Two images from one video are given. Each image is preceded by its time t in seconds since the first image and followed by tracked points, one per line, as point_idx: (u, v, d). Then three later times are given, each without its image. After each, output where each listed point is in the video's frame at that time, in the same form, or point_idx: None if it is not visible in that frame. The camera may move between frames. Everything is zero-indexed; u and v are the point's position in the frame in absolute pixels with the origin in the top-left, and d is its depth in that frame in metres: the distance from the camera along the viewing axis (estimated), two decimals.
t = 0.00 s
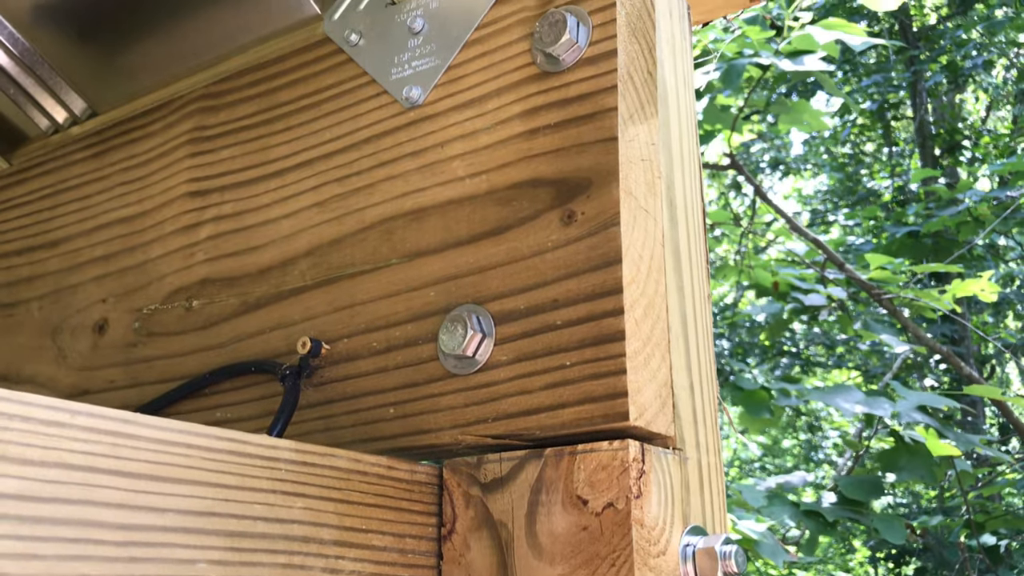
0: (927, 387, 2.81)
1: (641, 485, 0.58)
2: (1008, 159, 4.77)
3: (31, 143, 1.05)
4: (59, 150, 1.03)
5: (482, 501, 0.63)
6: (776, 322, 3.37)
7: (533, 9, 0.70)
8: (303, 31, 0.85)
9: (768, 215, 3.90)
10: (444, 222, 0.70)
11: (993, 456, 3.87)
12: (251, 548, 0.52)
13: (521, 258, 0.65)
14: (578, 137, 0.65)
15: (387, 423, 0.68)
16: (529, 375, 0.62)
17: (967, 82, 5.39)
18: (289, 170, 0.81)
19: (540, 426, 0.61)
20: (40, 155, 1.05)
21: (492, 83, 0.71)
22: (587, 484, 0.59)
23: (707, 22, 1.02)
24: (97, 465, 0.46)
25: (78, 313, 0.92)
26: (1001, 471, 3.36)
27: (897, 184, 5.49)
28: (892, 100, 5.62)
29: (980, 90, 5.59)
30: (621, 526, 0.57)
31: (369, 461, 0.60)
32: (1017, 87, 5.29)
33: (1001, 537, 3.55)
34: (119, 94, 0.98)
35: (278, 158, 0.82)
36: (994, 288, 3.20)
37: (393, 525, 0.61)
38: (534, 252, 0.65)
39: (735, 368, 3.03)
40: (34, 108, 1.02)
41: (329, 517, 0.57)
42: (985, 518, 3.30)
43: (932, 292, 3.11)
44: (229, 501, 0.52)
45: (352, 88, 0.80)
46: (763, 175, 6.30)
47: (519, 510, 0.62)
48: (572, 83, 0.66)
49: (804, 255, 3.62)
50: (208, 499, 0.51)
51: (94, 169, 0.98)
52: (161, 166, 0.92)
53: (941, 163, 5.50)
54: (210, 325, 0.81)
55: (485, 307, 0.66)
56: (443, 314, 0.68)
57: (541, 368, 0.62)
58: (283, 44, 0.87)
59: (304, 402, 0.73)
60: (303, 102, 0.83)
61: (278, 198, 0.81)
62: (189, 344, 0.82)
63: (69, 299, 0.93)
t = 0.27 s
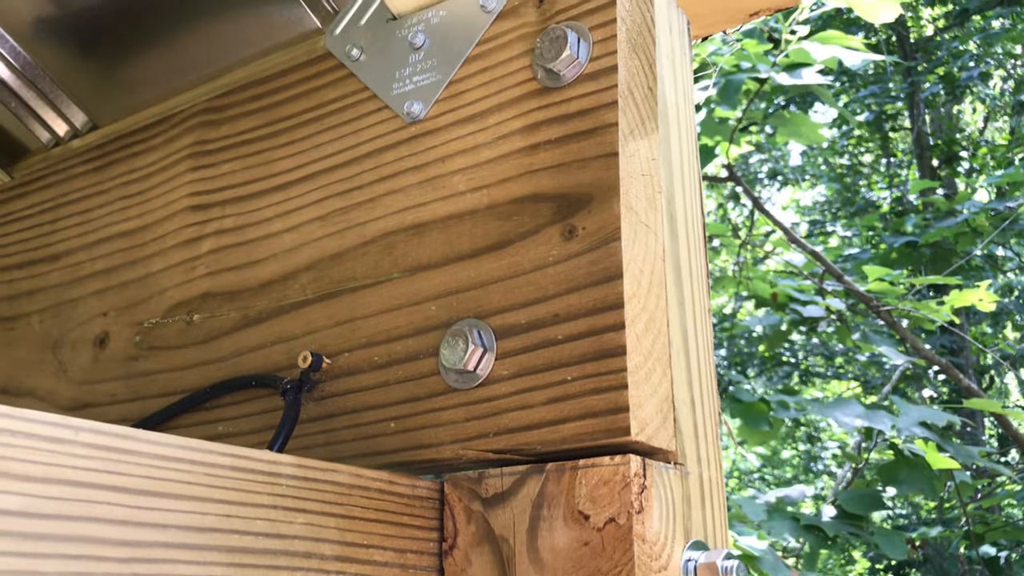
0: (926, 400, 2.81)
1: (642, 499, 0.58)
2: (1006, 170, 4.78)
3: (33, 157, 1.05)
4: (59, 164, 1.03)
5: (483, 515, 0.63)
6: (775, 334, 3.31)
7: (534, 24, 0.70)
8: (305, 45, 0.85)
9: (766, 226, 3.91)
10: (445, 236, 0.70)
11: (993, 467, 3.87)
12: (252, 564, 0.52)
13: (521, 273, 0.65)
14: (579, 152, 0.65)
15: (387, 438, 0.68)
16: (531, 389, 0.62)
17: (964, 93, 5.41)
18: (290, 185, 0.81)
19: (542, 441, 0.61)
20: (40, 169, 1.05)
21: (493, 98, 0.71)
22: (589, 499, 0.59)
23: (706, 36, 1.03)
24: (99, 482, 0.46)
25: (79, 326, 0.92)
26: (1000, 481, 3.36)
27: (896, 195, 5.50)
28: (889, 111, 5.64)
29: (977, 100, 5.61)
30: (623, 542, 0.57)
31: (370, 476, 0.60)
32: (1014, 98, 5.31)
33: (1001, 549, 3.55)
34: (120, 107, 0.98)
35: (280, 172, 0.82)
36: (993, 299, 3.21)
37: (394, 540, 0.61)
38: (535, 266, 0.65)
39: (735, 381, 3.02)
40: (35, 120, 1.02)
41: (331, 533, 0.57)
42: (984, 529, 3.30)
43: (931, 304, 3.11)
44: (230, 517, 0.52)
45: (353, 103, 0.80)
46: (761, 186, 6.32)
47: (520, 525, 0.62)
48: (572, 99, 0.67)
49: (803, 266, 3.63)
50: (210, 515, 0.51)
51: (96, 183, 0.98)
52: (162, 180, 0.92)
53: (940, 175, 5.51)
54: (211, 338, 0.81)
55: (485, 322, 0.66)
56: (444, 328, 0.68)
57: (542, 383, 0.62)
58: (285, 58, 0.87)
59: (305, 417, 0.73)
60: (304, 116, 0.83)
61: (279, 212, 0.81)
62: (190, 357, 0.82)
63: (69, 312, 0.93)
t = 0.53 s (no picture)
0: (924, 412, 2.80)
1: (642, 513, 0.58)
2: (1004, 181, 4.79)
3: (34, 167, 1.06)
4: (60, 176, 1.03)
5: (483, 529, 0.63)
6: (773, 346, 3.28)
7: (534, 40, 0.71)
8: (306, 58, 0.86)
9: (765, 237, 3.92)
10: (445, 250, 0.71)
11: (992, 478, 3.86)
12: None
13: (521, 287, 0.66)
14: (579, 166, 0.66)
15: (388, 451, 0.68)
16: (531, 403, 0.63)
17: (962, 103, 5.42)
18: (290, 198, 0.82)
19: (542, 454, 0.61)
20: (41, 181, 1.05)
21: (493, 113, 0.71)
22: (589, 513, 0.59)
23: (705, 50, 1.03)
24: (101, 498, 0.46)
25: (80, 338, 0.92)
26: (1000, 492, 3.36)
27: (894, 206, 5.51)
28: (887, 121, 5.66)
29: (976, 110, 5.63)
30: (623, 556, 0.57)
31: (371, 490, 0.60)
32: (1011, 109, 5.33)
33: (1001, 559, 3.54)
34: (121, 119, 0.98)
35: (280, 185, 0.83)
36: (991, 310, 3.21)
37: (394, 554, 0.61)
38: (535, 280, 0.65)
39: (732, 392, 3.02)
40: (35, 130, 1.02)
41: (332, 546, 0.57)
42: (984, 539, 3.29)
43: (929, 315, 3.11)
44: (232, 532, 0.52)
45: (355, 116, 0.80)
46: (760, 195, 6.34)
47: (520, 539, 0.62)
48: (573, 113, 0.67)
49: (801, 277, 3.64)
50: (212, 530, 0.51)
51: (97, 196, 0.98)
52: (163, 193, 0.92)
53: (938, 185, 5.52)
54: (211, 351, 0.81)
55: (486, 335, 0.66)
56: (445, 342, 0.68)
57: (542, 396, 0.62)
58: (285, 72, 0.87)
59: (306, 430, 0.73)
60: (305, 130, 0.84)
61: (280, 225, 0.81)
62: (191, 370, 0.82)
63: (70, 324, 0.93)
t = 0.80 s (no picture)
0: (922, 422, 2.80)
1: (643, 526, 0.58)
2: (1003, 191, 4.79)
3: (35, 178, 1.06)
4: (61, 188, 1.04)
5: (484, 542, 0.63)
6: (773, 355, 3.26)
7: (535, 54, 0.71)
8: (308, 71, 0.86)
9: (764, 247, 3.93)
10: (446, 263, 0.71)
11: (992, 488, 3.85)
12: None
13: (522, 300, 0.66)
14: (579, 180, 0.66)
15: (389, 463, 0.68)
16: (532, 416, 0.63)
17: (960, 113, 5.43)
18: (292, 211, 0.82)
19: (543, 468, 0.61)
20: (42, 194, 1.06)
21: (494, 126, 0.72)
22: (590, 526, 0.59)
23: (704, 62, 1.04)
24: (105, 511, 0.46)
25: (81, 350, 0.92)
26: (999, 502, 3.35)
27: (892, 215, 5.52)
28: (886, 131, 5.67)
29: (974, 120, 5.64)
30: (624, 569, 0.57)
31: (372, 502, 0.61)
32: (1009, 118, 5.34)
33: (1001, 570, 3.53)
34: (123, 131, 0.99)
35: (282, 198, 0.83)
36: (990, 320, 3.21)
37: (396, 566, 0.61)
38: (536, 293, 0.66)
39: (731, 401, 3.02)
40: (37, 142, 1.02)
41: (333, 559, 0.57)
42: (984, 550, 3.28)
43: (927, 325, 3.11)
44: (234, 544, 0.52)
45: (356, 130, 0.81)
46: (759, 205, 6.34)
47: (521, 551, 0.62)
48: (573, 128, 0.67)
49: (800, 286, 3.64)
50: (214, 543, 0.51)
51: (99, 208, 0.99)
52: (165, 205, 0.93)
53: (937, 194, 5.53)
54: (213, 363, 0.81)
55: (487, 347, 0.66)
56: (446, 354, 0.68)
57: (543, 409, 0.62)
58: (287, 85, 0.88)
59: (308, 442, 0.73)
60: (306, 143, 0.84)
61: (281, 238, 0.82)
62: (193, 382, 0.82)
63: (72, 336, 0.94)
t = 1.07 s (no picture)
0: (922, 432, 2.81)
1: (645, 541, 0.59)
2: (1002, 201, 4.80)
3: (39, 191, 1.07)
4: (65, 201, 1.04)
5: (487, 556, 0.64)
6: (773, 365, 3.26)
7: (536, 70, 0.72)
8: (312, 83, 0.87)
9: (763, 257, 3.95)
10: (449, 277, 0.71)
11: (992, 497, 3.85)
12: None
13: (524, 314, 0.66)
14: (581, 196, 0.66)
15: (391, 477, 0.69)
16: (535, 430, 0.63)
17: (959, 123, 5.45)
18: (295, 225, 0.82)
19: (546, 482, 0.61)
20: (45, 208, 1.06)
21: (496, 142, 0.72)
22: (592, 540, 0.59)
23: (704, 76, 1.05)
24: (112, 527, 0.47)
25: (84, 363, 0.93)
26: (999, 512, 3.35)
27: (892, 224, 5.54)
28: (885, 141, 5.69)
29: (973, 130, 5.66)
30: None
31: (375, 517, 0.61)
32: (1008, 128, 5.36)
33: None
34: (125, 144, 1.00)
35: (285, 213, 0.84)
36: (989, 330, 3.22)
37: None
38: (538, 307, 0.66)
39: (731, 411, 3.02)
40: (39, 154, 1.03)
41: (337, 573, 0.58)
42: (984, 560, 3.28)
43: (927, 335, 3.12)
44: (238, 559, 0.52)
45: (359, 144, 0.81)
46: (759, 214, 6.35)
47: (524, 565, 0.62)
48: (575, 143, 0.68)
49: (800, 297, 3.66)
50: (218, 559, 0.51)
51: (101, 220, 0.99)
52: (168, 219, 0.93)
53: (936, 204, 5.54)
54: (216, 376, 0.82)
55: (490, 362, 0.67)
56: (448, 368, 0.69)
57: (546, 424, 0.63)
58: (288, 98, 0.89)
59: (311, 456, 0.73)
60: (309, 157, 0.85)
61: (285, 251, 0.82)
62: (196, 395, 0.82)
63: (75, 349, 0.94)
